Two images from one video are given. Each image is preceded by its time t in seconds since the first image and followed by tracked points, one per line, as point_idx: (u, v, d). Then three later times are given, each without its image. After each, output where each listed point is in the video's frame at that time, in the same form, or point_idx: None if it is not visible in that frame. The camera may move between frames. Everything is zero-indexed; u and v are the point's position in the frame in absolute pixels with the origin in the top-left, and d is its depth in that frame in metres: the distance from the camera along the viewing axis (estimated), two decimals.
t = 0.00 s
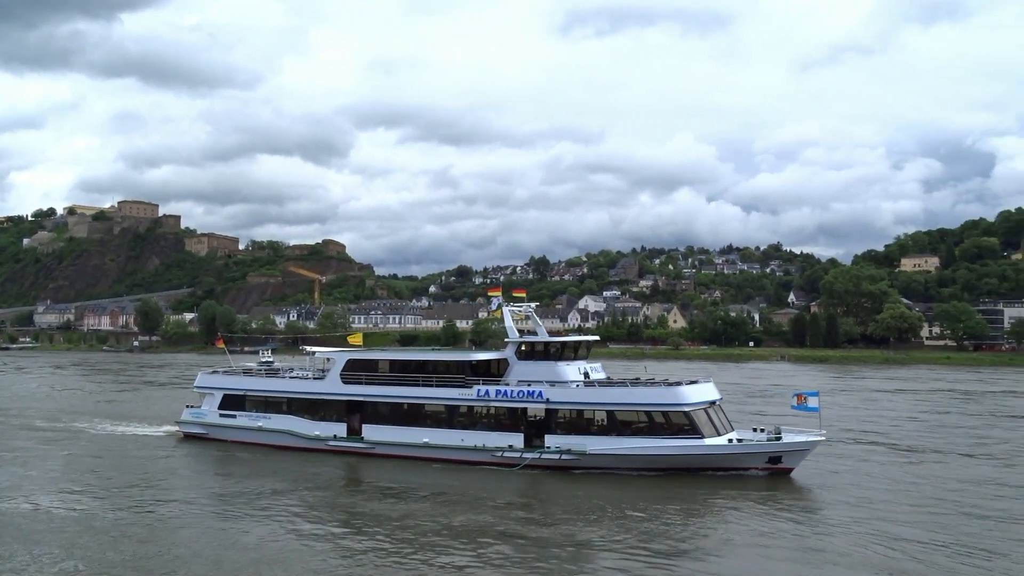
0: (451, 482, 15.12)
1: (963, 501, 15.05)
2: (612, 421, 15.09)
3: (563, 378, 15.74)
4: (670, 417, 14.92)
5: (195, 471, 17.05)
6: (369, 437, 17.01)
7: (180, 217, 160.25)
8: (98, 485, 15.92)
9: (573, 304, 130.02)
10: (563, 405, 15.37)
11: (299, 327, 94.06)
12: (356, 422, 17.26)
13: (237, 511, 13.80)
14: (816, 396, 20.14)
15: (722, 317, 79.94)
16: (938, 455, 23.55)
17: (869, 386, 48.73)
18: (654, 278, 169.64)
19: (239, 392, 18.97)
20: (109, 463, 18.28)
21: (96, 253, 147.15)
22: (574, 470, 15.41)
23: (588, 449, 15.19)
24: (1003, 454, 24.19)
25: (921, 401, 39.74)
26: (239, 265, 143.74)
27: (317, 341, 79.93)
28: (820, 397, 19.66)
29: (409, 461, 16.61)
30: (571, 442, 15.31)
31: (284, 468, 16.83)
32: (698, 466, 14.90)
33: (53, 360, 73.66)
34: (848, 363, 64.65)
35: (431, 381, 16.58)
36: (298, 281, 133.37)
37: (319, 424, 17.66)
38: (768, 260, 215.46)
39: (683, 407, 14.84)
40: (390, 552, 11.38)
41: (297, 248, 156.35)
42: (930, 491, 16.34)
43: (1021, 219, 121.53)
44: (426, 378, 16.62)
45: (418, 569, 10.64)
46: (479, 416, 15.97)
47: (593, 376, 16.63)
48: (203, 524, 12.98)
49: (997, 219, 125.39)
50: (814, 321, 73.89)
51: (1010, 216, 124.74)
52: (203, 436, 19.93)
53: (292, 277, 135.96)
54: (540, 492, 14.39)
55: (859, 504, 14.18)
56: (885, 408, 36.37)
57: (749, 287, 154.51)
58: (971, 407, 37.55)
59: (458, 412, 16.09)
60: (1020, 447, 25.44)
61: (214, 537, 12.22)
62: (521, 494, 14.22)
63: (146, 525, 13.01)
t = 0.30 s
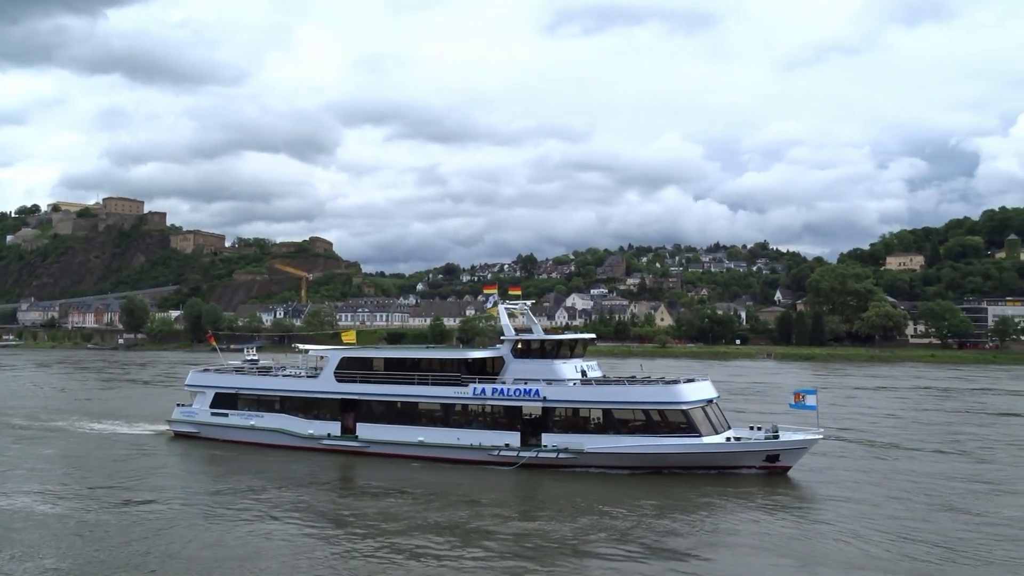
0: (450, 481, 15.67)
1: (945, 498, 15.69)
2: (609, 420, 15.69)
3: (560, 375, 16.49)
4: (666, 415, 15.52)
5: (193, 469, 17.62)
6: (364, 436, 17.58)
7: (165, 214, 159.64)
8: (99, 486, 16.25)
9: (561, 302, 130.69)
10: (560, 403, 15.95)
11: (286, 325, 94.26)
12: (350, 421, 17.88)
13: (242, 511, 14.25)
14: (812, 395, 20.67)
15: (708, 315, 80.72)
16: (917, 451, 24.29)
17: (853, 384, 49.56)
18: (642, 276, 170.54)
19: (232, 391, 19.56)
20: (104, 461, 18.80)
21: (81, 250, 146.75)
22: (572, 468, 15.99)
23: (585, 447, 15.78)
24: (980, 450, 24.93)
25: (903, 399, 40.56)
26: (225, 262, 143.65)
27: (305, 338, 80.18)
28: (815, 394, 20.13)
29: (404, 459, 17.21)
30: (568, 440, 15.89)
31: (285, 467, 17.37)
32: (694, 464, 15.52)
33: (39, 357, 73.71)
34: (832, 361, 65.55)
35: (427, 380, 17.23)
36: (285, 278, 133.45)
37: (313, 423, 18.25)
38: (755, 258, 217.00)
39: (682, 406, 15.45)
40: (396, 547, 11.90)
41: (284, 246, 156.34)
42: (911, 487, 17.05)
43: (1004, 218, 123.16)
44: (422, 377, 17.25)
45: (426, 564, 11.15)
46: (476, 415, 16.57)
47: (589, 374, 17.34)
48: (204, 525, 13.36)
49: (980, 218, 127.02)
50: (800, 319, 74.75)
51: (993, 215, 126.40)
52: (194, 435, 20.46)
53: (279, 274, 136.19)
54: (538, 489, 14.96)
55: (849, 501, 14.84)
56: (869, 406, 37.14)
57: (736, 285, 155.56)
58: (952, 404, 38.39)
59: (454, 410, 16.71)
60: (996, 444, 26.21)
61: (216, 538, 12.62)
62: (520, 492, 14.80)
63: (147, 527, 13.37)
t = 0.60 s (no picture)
0: (446, 479, 16.06)
1: (931, 493, 16.17)
2: (606, 418, 16.03)
3: (557, 373, 16.98)
4: (663, 413, 15.85)
5: (187, 467, 17.96)
6: (359, 435, 18.06)
7: (150, 212, 158.88)
8: (90, 485, 16.50)
9: (548, 299, 131.18)
10: (557, 401, 16.35)
11: (271, 322, 94.22)
12: (345, 421, 18.39)
13: (238, 510, 14.50)
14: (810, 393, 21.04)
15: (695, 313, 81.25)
16: (901, 447, 24.78)
17: (836, 381, 50.21)
18: (629, 274, 171.30)
19: (223, 390, 19.98)
20: (93, 459, 19.12)
21: (65, 247, 146.16)
22: (568, 467, 16.36)
23: (582, 446, 16.14)
24: (963, 445, 25.45)
25: (887, 396, 41.18)
26: (211, 260, 143.33)
27: (291, 337, 80.19)
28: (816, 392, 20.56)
29: (399, 457, 17.66)
30: (565, 439, 16.25)
31: (283, 466, 17.70)
32: (690, 461, 15.94)
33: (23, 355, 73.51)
34: (817, 358, 66.26)
35: (422, 377, 17.66)
36: (271, 276, 133.31)
37: (307, 422, 18.74)
38: (741, 256, 218.20)
39: (680, 404, 15.81)
40: (398, 546, 12.19)
41: (270, 243, 156.14)
42: (901, 483, 17.52)
43: (987, 216, 124.61)
44: (417, 375, 17.68)
45: (428, 563, 11.43)
46: (472, 413, 16.99)
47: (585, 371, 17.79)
48: (193, 524, 13.63)
49: (964, 216, 128.39)
50: (786, 316, 75.37)
51: (977, 213, 127.85)
52: (186, 434, 20.81)
53: (265, 272, 136.16)
54: (535, 487, 15.32)
55: (844, 498, 15.27)
56: (852, 402, 37.73)
57: (722, 283, 156.47)
58: (934, 401, 39.04)
59: (449, 409, 17.17)
60: (979, 440, 26.73)
61: (206, 538, 12.84)
62: (515, 490, 15.16)
63: (139, 524, 13.74)
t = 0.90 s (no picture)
0: (443, 477, 16.73)
1: (916, 490, 16.94)
2: (603, 417, 16.73)
3: (554, 372, 17.67)
4: (660, 412, 16.55)
5: (184, 466, 18.60)
6: (352, 434, 18.69)
7: (135, 209, 158.32)
8: (89, 486, 16.95)
9: (535, 297, 131.90)
10: (554, 399, 17.05)
11: (258, 320, 94.51)
12: (339, 420, 18.99)
13: (242, 511, 14.99)
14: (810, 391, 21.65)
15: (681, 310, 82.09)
16: (883, 443, 25.55)
17: (820, 378, 51.12)
18: (616, 272, 172.17)
19: (215, 389, 20.53)
20: (90, 458, 19.70)
21: (48, 245, 146.46)
22: (564, 466, 17.07)
23: (579, 444, 16.83)
24: (942, 441, 26.26)
25: (870, 393, 42.05)
26: (197, 257, 143.29)
27: (278, 334, 80.48)
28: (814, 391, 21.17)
29: (395, 456, 18.32)
30: (562, 437, 16.93)
31: (284, 465, 18.28)
32: (686, 459, 16.64)
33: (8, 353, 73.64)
34: (802, 356, 67.25)
35: (418, 377, 18.33)
36: (258, 274, 133.41)
37: (300, 421, 19.35)
38: (728, 254, 219.68)
39: (677, 402, 16.50)
40: (403, 545, 12.70)
41: (256, 241, 156.22)
42: (888, 480, 18.25)
43: (971, 215, 126.37)
44: (413, 373, 18.33)
45: (435, 562, 11.92)
46: (469, 412, 17.71)
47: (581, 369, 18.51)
48: (191, 525, 14.10)
49: (948, 215, 130.13)
50: (772, 314, 76.35)
51: (960, 212, 129.65)
52: (177, 433, 21.35)
53: (251, 269, 136.48)
54: (532, 485, 16.02)
55: (836, 495, 15.97)
56: (835, 399, 38.60)
57: (709, 281, 157.59)
58: (915, 398, 39.95)
59: (445, 408, 17.84)
60: (958, 435, 27.57)
61: (206, 538, 13.30)
62: (512, 489, 15.81)
63: (140, 521, 14.42)
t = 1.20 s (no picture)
0: (441, 476, 17.35)
1: (901, 486, 17.72)
2: (601, 415, 17.39)
3: (551, 370, 18.34)
4: (656, 410, 17.24)
5: (181, 464, 19.13)
6: (346, 433, 19.25)
7: (119, 206, 157.82)
8: (88, 486, 17.39)
9: (523, 296, 132.48)
10: (550, 398, 17.71)
11: (245, 318, 94.64)
12: (332, 418, 19.57)
13: (244, 509, 15.56)
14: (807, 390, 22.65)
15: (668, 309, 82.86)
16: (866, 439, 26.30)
17: (804, 375, 52.05)
18: (603, 270, 173.06)
19: (207, 387, 21.04)
20: (84, 457, 20.16)
21: (32, 240, 145.69)
22: (561, 464, 17.74)
23: (576, 442, 17.49)
24: (922, 438, 27.05)
25: (852, 391, 42.98)
26: (182, 255, 142.98)
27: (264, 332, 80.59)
28: (810, 389, 22.18)
29: (390, 454, 18.92)
30: (558, 436, 17.60)
31: (284, 464, 18.81)
32: (682, 458, 17.33)
33: None
34: (787, 354, 68.25)
35: (413, 375, 18.92)
36: (244, 272, 133.36)
37: (294, 419, 19.90)
38: (715, 252, 221.12)
39: (675, 401, 17.20)
40: (408, 545, 13.20)
41: (242, 238, 156.06)
42: (877, 477, 18.96)
43: (954, 214, 127.98)
44: (409, 372, 18.93)
45: (438, 562, 12.41)
46: (465, 411, 18.36)
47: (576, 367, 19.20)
48: (188, 525, 14.54)
49: (932, 214, 131.72)
50: (758, 313, 77.28)
51: (944, 211, 131.28)
52: (168, 431, 21.82)
53: (236, 267, 136.44)
54: (529, 484, 16.67)
55: (830, 493, 16.67)
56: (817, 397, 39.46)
57: (696, 279, 158.46)
58: (896, 396, 40.88)
59: (441, 406, 18.48)
60: (939, 432, 28.35)
61: (206, 538, 13.76)
62: (509, 488, 16.43)
63: (138, 520, 14.94)
